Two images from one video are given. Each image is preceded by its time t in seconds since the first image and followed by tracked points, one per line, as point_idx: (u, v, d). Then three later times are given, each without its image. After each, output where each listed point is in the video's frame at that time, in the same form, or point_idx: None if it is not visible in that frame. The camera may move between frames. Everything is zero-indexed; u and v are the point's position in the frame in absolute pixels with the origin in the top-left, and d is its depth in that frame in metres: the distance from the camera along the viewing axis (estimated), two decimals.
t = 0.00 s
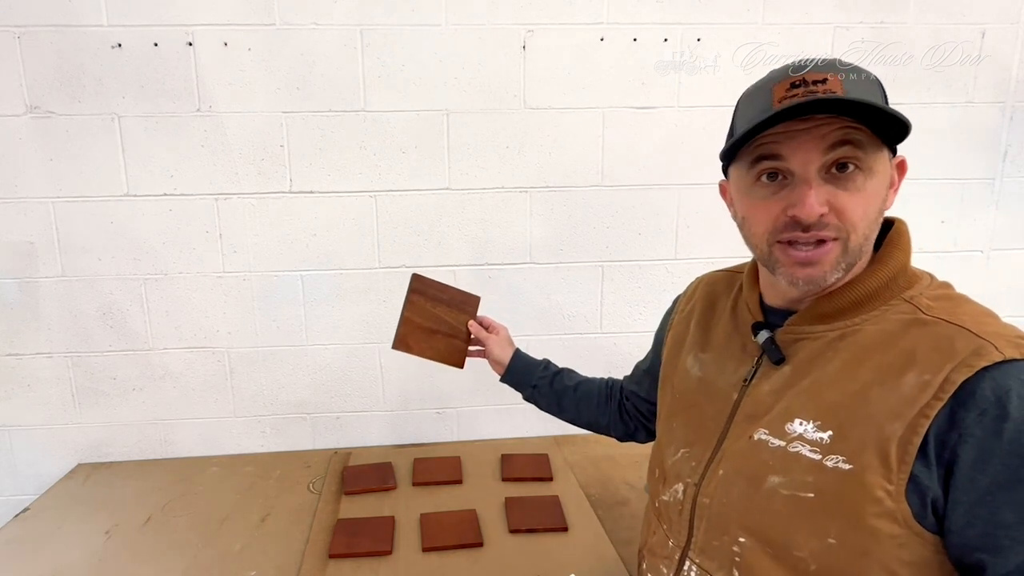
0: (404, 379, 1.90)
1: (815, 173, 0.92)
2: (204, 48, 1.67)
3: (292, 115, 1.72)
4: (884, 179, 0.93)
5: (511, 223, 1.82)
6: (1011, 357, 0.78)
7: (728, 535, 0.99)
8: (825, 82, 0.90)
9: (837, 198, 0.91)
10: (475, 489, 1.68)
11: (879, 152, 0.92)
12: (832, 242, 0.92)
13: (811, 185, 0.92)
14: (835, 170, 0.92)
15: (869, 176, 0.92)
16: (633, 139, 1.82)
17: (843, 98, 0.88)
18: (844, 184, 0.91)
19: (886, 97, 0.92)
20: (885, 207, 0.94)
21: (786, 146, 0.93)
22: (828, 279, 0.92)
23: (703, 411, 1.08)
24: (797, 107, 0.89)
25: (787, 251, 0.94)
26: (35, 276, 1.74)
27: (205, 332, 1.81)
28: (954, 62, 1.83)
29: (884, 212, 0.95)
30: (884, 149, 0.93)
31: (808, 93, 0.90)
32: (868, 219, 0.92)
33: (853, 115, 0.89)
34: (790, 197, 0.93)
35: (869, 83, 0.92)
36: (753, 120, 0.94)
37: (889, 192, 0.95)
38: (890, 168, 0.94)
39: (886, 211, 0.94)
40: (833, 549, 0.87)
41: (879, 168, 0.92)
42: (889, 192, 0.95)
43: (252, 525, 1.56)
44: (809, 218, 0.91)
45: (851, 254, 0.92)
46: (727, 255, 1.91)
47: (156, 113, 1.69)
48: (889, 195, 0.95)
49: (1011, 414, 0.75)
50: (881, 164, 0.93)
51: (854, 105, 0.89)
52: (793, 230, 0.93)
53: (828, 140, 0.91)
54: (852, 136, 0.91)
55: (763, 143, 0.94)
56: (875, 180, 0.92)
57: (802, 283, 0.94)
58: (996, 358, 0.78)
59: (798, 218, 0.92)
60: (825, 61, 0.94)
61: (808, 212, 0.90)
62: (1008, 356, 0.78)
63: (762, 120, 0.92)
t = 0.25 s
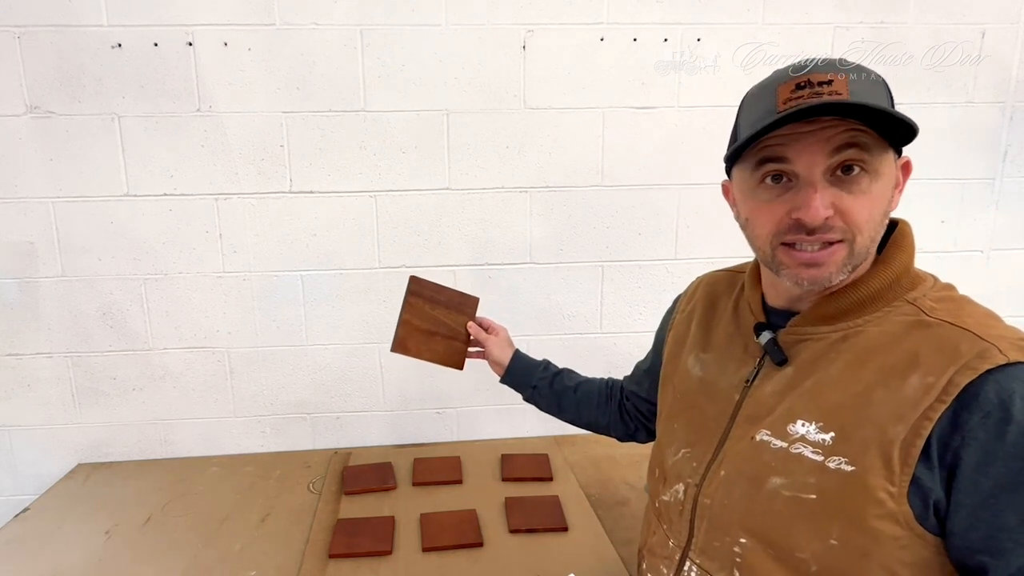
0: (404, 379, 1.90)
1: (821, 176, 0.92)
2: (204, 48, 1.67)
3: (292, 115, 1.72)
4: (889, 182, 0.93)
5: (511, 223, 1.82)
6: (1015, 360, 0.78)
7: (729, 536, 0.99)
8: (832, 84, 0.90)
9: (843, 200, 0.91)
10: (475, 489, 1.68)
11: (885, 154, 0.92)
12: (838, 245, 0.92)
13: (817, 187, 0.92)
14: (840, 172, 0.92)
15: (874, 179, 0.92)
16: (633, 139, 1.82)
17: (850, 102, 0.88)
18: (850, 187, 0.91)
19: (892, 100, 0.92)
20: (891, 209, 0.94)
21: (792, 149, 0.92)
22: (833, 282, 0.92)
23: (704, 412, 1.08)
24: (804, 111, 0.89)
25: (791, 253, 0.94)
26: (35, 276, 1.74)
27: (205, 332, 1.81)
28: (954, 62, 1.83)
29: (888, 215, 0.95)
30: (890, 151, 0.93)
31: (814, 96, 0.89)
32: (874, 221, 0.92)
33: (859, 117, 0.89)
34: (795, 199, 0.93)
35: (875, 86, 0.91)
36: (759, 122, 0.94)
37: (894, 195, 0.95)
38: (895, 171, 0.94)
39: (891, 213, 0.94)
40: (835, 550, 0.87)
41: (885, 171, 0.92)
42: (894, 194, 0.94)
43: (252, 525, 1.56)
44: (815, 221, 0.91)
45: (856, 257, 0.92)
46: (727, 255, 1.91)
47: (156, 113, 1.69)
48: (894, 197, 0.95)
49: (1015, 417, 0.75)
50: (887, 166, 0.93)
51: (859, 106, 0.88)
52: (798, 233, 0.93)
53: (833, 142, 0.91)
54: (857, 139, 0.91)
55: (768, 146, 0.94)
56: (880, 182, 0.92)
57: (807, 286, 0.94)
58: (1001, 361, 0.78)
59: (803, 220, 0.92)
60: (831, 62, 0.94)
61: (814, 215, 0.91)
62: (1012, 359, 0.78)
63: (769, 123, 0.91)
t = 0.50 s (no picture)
0: (404, 379, 1.89)
1: (822, 179, 0.92)
2: (204, 48, 1.67)
3: (292, 115, 1.72)
4: (891, 185, 0.93)
5: (511, 223, 1.82)
6: (1018, 364, 0.78)
7: (729, 538, 0.99)
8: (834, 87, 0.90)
9: (843, 204, 0.91)
10: (475, 490, 1.68)
11: (887, 157, 0.92)
12: (838, 249, 0.92)
13: (818, 190, 0.91)
14: (842, 175, 0.92)
15: (876, 182, 0.92)
16: (633, 139, 1.82)
17: (853, 105, 0.88)
18: (851, 190, 0.91)
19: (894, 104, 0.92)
20: (892, 212, 0.94)
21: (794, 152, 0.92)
22: (834, 285, 0.92)
23: (705, 414, 1.08)
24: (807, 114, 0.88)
25: (792, 256, 0.94)
26: (35, 276, 1.74)
27: (205, 332, 1.81)
28: (954, 62, 1.83)
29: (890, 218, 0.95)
30: (892, 153, 0.93)
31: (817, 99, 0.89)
32: (875, 224, 0.92)
33: (861, 119, 0.89)
34: (796, 203, 0.93)
35: (878, 89, 0.91)
36: (761, 123, 0.94)
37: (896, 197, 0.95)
38: (897, 173, 0.94)
39: (893, 215, 0.94)
40: (835, 552, 0.87)
41: (887, 174, 0.92)
42: (896, 196, 0.94)
43: (252, 525, 1.56)
44: (816, 224, 0.91)
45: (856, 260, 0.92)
46: (727, 255, 1.91)
47: (156, 113, 1.69)
48: (896, 199, 0.95)
49: (1017, 421, 0.75)
50: (889, 168, 0.92)
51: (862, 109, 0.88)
52: (798, 236, 0.93)
53: (835, 145, 0.91)
54: (859, 141, 0.90)
55: (770, 147, 0.94)
56: (882, 185, 0.92)
57: (807, 289, 0.94)
58: (1003, 364, 0.78)
59: (803, 224, 0.92)
60: (834, 62, 0.94)
61: (814, 218, 0.91)
62: (1014, 362, 0.78)
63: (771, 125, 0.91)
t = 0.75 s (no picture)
0: (404, 379, 1.90)
1: (822, 181, 0.91)
2: (204, 48, 1.67)
3: (292, 115, 1.72)
4: (892, 187, 0.93)
5: (511, 223, 1.82)
6: (1020, 366, 0.78)
7: (728, 540, 0.99)
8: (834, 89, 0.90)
9: (844, 206, 0.90)
10: (475, 490, 1.68)
11: (888, 158, 0.92)
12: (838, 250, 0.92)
13: (818, 192, 0.91)
14: (842, 177, 0.92)
15: (877, 183, 0.91)
16: (633, 139, 1.82)
17: (853, 107, 0.88)
18: (852, 191, 0.91)
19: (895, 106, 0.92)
20: (893, 213, 0.94)
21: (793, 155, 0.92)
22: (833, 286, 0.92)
23: (705, 415, 1.08)
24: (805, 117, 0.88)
25: (792, 258, 0.94)
26: (35, 276, 1.74)
27: (205, 332, 1.81)
28: (954, 62, 1.83)
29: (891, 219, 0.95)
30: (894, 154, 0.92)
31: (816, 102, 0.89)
32: (875, 226, 0.92)
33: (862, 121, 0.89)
34: (796, 205, 0.93)
35: (877, 90, 0.91)
36: (761, 125, 0.94)
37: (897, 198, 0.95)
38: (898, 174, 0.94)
39: (894, 216, 0.94)
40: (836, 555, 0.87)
41: (888, 175, 0.92)
42: (897, 197, 0.94)
43: (252, 525, 1.56)
44: (816, 227, 0.91)
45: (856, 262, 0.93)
46: (727, 255, 1.91)
47: (156, 113, 1.69)
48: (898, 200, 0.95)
49: (1019, 424, 0.75)
50: (890, 169, 0.92)
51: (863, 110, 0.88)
52: (798, 238, 0.93)
53: (835, 146, 0.90)
54: (860, 142, 0.90)
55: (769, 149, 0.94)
56: (883, 186, 0.92)
57: (807, 291, 0.94)
58: (1004, 367, 0.78)
59: (803, 226, 0.92)
60: (835, 63, 0.94)
61: (814, 221, 0.90)
62: (1016, 365, 0.78)
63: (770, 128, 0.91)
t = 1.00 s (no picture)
0: (404, 379, 1.90)
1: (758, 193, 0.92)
2: (204, 48, 1.67)
3: (292, 115, 1.72)
4: (847, 203, 0.88)
5: (511, 223, 1.82)
6: None
7: (728, 542, 1.00)
8: (771, 106, 0.90)
9: (770, 218, 0.90)
10: (476, 490, 1.68)
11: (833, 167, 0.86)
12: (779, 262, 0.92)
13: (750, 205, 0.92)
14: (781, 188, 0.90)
15: (818, 200, 0.87)
16: (633, 139, 1.82)
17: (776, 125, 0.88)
18: (784, 203, 0.89)
19: (851, 118, 0.86)
20: (847, 221, 0.88)
21: (727, 172, 0.94)
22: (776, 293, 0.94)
23: (705, 417, 1.08)
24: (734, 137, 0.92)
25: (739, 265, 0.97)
26: (35, 276, 1.74)
27: (205, 332, 1.81)
28: (954, 62, 1.83)
29: (853, 236, 0.90)
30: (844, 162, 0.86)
31: (753, 121, 0.91)
32: (814, 237, 0.88)
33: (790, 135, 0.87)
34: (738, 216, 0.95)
35: (825, 104, 0.87)
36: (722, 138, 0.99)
37: (857, 214, 0.89)
38: (861, 188, 0.87)
39: (852, 224, 0.89)
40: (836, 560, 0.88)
41: (838, 191, 0.87)
42: (855, 206, 0.88)
43: (252, 525, 1.56)
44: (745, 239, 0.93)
45: (805, 275, 0.92)
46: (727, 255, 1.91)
47: (156, 113, 1.69)
48: (866, 214, 0.89)
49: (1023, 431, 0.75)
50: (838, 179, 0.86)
51: (791, 126, 0.87)
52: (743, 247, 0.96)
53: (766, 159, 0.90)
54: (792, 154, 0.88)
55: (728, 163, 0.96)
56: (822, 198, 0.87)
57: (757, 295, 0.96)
58: (1009, 374, 0.78)
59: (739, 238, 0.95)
60: (796, 70, 0.92)
61: (741, 233, 0.93)
62: (1020, 372, 0.78)
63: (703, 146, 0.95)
